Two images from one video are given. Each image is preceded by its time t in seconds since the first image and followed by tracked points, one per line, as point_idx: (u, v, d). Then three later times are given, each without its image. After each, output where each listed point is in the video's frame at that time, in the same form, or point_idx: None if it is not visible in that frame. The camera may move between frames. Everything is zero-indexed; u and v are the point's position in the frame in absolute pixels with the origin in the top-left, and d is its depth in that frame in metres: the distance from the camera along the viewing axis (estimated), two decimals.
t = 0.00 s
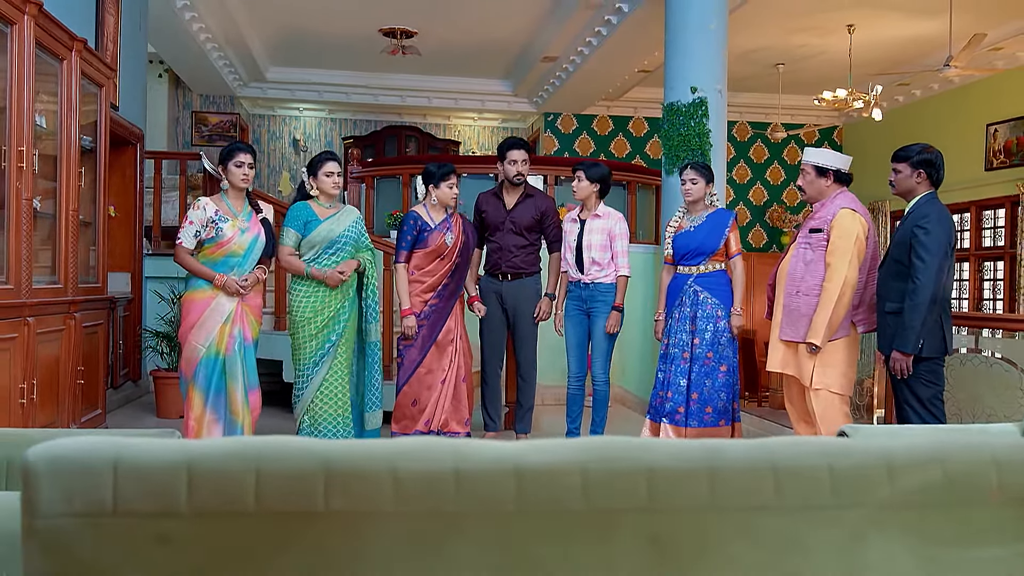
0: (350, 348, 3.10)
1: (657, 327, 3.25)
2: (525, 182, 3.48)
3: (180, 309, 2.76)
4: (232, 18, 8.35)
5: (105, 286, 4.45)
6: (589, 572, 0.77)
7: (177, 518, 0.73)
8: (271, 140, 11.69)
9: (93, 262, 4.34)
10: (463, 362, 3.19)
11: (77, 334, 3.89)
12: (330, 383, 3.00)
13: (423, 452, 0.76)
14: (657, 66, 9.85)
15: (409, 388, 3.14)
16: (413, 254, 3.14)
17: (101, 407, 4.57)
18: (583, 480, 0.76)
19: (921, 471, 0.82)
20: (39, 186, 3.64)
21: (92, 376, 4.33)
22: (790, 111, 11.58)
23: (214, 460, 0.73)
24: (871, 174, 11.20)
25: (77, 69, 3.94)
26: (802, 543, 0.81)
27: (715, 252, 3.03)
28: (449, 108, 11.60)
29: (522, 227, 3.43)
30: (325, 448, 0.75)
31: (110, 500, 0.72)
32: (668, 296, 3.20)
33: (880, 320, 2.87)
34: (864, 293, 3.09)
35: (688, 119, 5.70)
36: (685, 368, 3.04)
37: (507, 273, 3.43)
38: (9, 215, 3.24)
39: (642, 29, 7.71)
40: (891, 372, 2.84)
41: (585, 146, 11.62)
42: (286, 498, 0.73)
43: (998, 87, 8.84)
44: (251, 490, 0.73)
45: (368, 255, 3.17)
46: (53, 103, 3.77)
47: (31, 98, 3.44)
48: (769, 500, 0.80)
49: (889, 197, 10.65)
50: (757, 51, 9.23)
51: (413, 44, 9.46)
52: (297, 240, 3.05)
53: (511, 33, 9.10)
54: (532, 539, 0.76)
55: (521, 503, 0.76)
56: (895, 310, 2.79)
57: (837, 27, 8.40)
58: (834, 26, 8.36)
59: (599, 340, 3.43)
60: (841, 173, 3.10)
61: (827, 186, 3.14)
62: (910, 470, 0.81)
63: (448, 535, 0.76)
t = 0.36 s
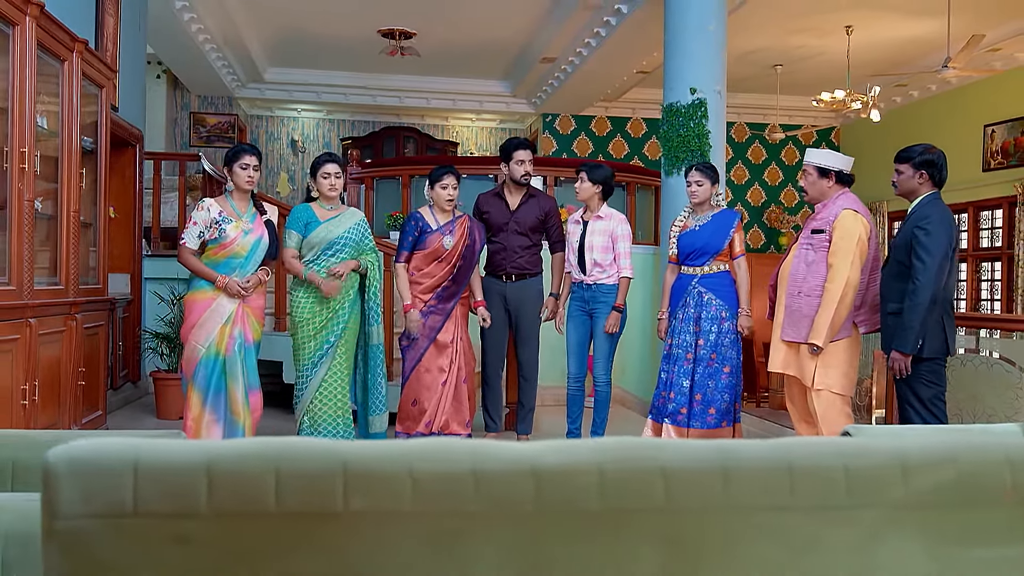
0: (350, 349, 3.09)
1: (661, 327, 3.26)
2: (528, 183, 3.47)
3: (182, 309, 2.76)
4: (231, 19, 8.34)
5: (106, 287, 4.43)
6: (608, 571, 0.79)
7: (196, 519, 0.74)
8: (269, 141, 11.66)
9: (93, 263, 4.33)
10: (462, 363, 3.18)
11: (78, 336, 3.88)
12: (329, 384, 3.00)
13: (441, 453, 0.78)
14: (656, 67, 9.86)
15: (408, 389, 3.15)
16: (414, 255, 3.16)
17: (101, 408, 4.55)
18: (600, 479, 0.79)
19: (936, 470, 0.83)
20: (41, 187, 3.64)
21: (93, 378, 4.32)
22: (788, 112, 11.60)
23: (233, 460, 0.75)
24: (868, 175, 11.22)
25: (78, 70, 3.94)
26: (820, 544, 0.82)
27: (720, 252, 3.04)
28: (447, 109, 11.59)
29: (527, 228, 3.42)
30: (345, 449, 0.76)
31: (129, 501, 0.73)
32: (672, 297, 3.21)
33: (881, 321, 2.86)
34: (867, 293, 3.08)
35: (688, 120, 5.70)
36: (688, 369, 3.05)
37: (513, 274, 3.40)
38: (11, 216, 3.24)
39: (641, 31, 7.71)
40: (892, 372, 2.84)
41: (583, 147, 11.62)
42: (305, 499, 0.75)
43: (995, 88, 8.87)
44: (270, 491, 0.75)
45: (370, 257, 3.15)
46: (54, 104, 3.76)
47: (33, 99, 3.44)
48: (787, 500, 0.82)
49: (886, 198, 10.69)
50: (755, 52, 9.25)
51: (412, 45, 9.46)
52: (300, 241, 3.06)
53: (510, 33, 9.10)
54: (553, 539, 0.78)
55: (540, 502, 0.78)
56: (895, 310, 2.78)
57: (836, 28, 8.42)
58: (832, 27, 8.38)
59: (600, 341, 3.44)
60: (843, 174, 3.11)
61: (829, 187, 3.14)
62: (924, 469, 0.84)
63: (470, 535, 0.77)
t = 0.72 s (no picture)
0: (349, 349, 3.09)
1: (662, 327, 3.27)
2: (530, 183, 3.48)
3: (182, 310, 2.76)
4: (229, 19, 8.33)
5: (105, 288, 4.43)
6: (620, 571, 0.81)
7: (212, 519, 0.76)
8: (266, 142, 11.64)
9: (93, 263, 4.32)
10: (458, 363, 3.17)
11: (78, 336, 3.88)
12: (327, 385, 2.99)
13: (457, 453, 0.80)
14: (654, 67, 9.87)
15: (402, 389, 3.15)
16: (412, 254, 3.16)
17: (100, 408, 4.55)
18: (614, 478, 0.80)
19: (946, 470, 0.85)
20: (42, 188, 3.63)
21: (93, 378, 4.32)
22: (785, 112, 11.61)
23: (251, 461, 0.77)
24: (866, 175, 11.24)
25: (78, 70, 3.93)
26: (831, 543, 0.83)
27: (723, 252, 3.04)
28: (445, 109, 11.58)
29: (529, 228, 3.43)
30: (361, 450, 0.78)
31: (147, 501, 0.75)
32: (674, 297, 3.22)
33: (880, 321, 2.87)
34: (868, 294, 3.08)
35: (687, 120, 5.70)
36: (689, 369, 3.06)
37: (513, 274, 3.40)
38: (11, 216, 3.23)
39: (639, 31, 7.71)
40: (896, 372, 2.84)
41: (581, 147, 11.63)
42: (321, 499, 0.77)
43: (992, 88, 8.89)
44: (287, 491, 0.77)
45: (369, 257, 3.15)
46: (54, 103, 3.75)
47: (33, 99, 3.43)
48: (797, 500, 0.83)
49: (884, 198, 10.71)
50: (752, 52, 9.26)
51: (410, 45, 9.46)
52: (301, 241, 3.05)
53: (508, 33, 9.10)
54: (566, 538, 0.80)
55: (555, 501, 0.80)
56: (893, 310, 2.79)
57: (833, 28, 8.44)
58: (829, 27, 8.40)
59: (599, 341, 3.44)
60: (844, 174, 3.11)
61: (830, 187, 3.15)
62: (935, 469, 0.85)
63: (486, 533, 0.79)
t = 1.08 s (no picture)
0: (350, 349, 3.08)
1: (662, 327, 3.27)
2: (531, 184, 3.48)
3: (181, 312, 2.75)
4: (227, 19, 8.33)
5: (106, 289, 4.42)
6: (636, 570, 0.81)
7: (229, 519, 0.77)
8: (264, 142, 11.62)
9: (93, 264, 4.31)
10: (455, 363, 3.17)
11: (78, 338, 3.87)
12: (328, 386, 2.99)
13: (472, 454, 0.80)
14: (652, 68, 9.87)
15: (400, 391, 3.13)
16: (405, 254, 3.16)
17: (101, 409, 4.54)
18: (630, 478, 0.81)
19: (960, 470, 0.85)
20: (42, 188, 3.62)
21: (93, 379, 4.31)
22: (783, 112, 11.63)
23: (268, 461, 0.77)
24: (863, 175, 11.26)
25: (78, 71, 3.92)
26: (845, 542, 0.84)
27: (724, 252, 3.05)
28: (442, 110, 11.58)
29: (530, 229, 3.43)
30: (378, 450, 0.79)
31: (164, 501, 0.76)
32: (675, 297, 3.22)
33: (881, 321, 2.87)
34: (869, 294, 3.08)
35: (687, 120, 5.71)
36: (690, 369, 3.06)
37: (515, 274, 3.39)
38: (11, 216, 3.22)
39: (638, 31, 7.71)
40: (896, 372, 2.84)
41: (578, 147, 11.63)
42: (337, 500, 0.77)
43: (990, 89, 8.91)
44: (304, 491, 0.77)
45: (370, 257, 3.14)
46: (55, 104, 3.74)
47: (34, 99, 3.42)
48: (812, 499, 0.83)
49: (881, 199, 10.73)
50: (751, 53, 9.27)
51: (408, 46, 9.46)
52: (301, 242, 3.04)
53: (506, 34, 9.09)
54: (583, 537, 0.81)
55: (571, 501, 0.80)
56: (895, 310, 2.79)
57: (831, 29, 8.45)
58: (827, 28, 8.41)
59: (597, 340, 3.44)
60: (845, 175, 3.11)
61: (831, 187, 3.15)
62: (949, 469, 0.85)
63: (502, 533, 0.80)
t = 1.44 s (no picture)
0: (354, 351, 3.08)
1: (663, 329, 3.27)
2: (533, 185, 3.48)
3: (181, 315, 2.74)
4: (225, 20, 8.33)
5: (106, 290, 4.41)
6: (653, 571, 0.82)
7: (249, 519, 0.77)
8: (261, 143, 11.60)
9: (92, 265, 4.30)
10: (454, 365, 3.16)
11: (79, 340, 3.86)
12: (329, 387, 2.99)
13: (491, 455, 0.81)
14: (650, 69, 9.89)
15: (400, 394, 3.12)
16: (398, 255, 3.16)
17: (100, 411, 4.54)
18: (648, 479, 0.82)
19: (973, 470, 0.86)
20: (42, 189, 3.61)
21: (93, 380, 4.29)
22: (779, 114, 11.65)
23: (288, 461, 0.78)
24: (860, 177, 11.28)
25: (78, 72, 3.91)
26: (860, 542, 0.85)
27: (725, 255, 3.06)
28: (440, 111, 11.59)
29: (535, 230, 3.45)
30: (397, 451, 0.80)
31: (185, 503, 0.76)
32: (676, 299, 3.23)
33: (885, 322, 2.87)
34: (869, 295, 3.10)
35: (685, 121, 5.72)
36: (691, 371, 3.06)
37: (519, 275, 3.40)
38: (12, 218, 3.21)
39: (635, 33, 7.73)
40: (894, 371, 2.85)
41: (576, 149, 11.64)
42: (357, 501, 0.78)
43: (986, 91, 8.94)
44: (325, 490, 0.78)
45: (372, 258, 3.13)
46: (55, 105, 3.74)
47: (35, 101, 3.41)
48: (827, 499, 0.84)
49: (878, 200, 10.76)
50: (749, 55, 9.28)
51: (406, 48, 9.47)
52: (304, 243, 3.05)
53: (504, 35, 9.10)
54: (601, 538, 0.81)
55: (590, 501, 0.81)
56: (900, 311, 2.80)
57: (828, 30, 8.46)
58: (825, 30, 8.43)
59: (596, 341, 3.44)
60: (845, 176, 3.12)
61: (831, 189, 3.16)
62: (963, 469, 0.86)
63: (521, 533, 0.80)
